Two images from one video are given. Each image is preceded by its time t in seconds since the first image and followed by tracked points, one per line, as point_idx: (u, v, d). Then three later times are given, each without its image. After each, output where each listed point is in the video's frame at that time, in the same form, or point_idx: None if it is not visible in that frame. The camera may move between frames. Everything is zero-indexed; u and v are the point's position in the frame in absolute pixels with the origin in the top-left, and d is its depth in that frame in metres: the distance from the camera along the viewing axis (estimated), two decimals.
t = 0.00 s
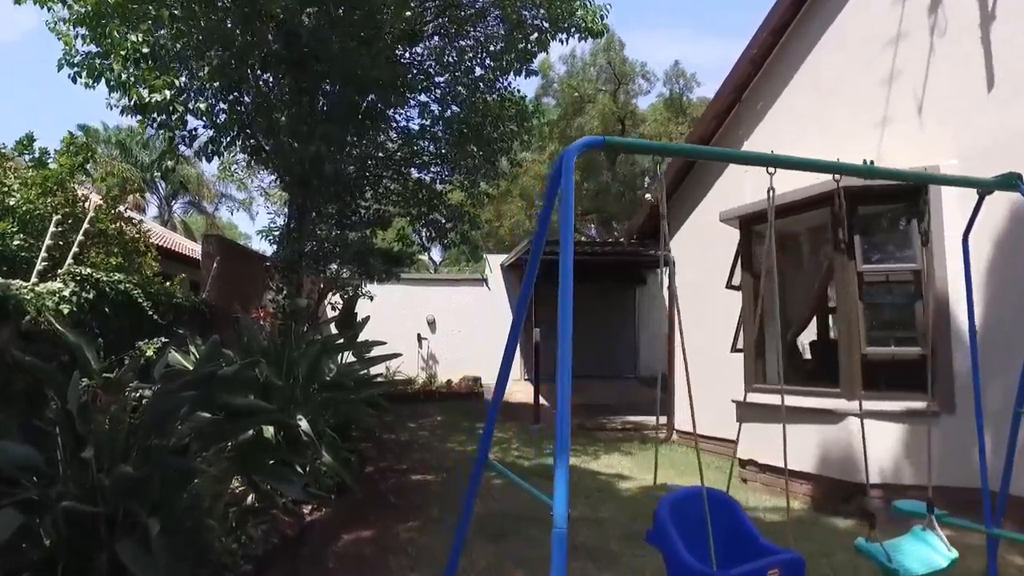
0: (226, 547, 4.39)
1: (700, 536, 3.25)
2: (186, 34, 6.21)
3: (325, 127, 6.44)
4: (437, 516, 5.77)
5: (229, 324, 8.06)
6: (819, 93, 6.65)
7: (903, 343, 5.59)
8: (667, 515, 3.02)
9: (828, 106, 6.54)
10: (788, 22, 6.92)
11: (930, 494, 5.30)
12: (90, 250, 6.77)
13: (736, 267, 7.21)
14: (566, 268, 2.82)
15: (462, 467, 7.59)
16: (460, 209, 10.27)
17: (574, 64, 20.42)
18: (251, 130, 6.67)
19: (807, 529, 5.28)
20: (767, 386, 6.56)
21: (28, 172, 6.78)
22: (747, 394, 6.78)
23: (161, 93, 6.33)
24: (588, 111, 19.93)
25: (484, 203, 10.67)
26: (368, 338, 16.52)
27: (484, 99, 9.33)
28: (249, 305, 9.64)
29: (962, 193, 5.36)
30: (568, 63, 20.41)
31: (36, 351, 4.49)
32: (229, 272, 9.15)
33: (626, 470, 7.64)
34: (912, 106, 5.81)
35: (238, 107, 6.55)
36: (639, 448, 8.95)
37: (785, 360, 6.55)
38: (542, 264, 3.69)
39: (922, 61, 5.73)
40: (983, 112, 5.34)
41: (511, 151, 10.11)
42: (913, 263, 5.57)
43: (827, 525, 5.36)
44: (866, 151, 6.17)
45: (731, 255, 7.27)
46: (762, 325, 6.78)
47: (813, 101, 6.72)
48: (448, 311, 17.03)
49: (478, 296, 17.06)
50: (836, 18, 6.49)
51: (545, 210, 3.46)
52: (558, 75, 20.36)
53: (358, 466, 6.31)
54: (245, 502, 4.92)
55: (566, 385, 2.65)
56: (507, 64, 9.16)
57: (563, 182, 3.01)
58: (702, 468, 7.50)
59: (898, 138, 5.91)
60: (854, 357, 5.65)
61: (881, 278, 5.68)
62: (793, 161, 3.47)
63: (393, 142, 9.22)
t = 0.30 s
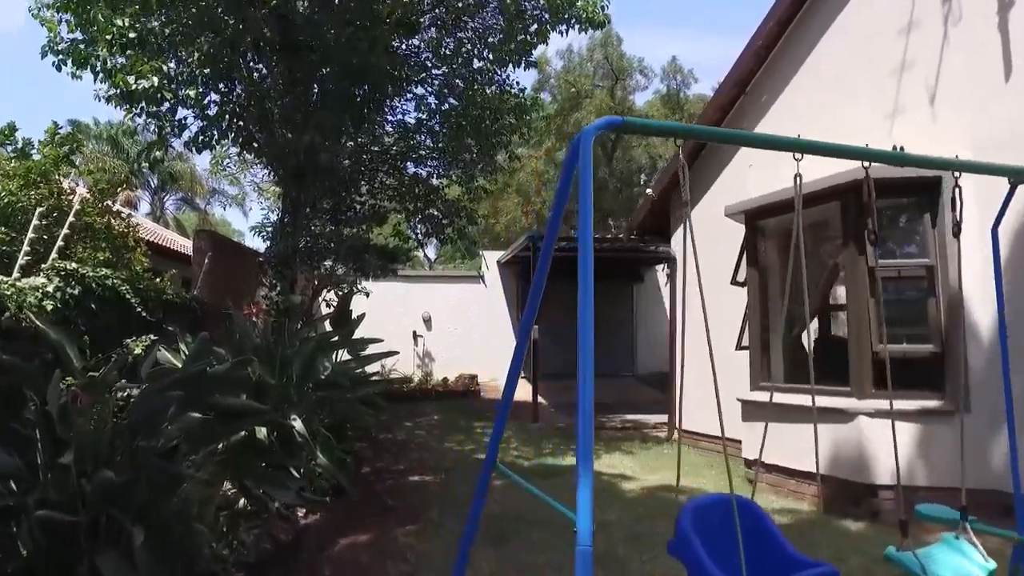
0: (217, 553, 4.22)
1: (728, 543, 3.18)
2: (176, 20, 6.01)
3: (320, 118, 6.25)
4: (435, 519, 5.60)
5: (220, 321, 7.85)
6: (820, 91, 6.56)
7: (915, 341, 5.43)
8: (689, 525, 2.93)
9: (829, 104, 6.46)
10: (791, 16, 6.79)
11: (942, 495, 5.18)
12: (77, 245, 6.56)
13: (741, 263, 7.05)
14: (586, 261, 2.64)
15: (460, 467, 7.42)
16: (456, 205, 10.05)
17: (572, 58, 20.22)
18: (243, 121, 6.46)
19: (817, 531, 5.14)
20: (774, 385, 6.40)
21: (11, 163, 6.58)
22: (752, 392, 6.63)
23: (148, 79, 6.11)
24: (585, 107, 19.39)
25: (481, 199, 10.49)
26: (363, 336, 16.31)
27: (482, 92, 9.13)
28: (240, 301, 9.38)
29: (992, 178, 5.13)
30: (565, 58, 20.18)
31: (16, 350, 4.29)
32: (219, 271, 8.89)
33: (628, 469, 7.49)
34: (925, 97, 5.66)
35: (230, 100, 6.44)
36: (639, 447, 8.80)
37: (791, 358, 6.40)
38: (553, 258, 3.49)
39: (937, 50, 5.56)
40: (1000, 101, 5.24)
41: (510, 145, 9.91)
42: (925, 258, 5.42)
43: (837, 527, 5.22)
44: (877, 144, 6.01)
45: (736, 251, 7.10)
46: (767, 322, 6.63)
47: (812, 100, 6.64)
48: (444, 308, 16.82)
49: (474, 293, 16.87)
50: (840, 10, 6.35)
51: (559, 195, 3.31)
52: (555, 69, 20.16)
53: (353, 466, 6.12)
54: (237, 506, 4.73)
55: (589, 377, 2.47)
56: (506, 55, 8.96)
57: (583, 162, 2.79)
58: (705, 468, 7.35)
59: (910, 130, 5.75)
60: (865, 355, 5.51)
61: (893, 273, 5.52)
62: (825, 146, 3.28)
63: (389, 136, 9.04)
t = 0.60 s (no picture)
0: (206, 565, 4.02)
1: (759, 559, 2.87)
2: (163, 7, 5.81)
3: (312, 111, 6.00)
4: (434, 525, 5.43)
5: (211, 321, 7.64)
6: (822, 89, 6.40)
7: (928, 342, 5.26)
8: (716, 543, 2.65)
9: (831, 103, 6.30)
10: (794, 14, 6.64)
11: (957, 500, 5.02)
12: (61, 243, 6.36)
13: (747, 261, 6.88)
14: (610, 247, 2.45)
15: (459, 470, 7.25)
16: (453, 201, 9.82)
17: (569, 55, 20.14)
18: (236, 113, 6.29)
19: (829, 538, 4.99)
20: (781, 387, 6.26)
21: None
22: (758, 394, 6.48)
23: (133, 68, 5.99)
24: (582, 103, 19.17)
25: (478, 196, 10.27)
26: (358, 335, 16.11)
27: (480, 86, 8.93)
28: (235, 303, 9.16)
29: (1015, 169, 4.97)
30: (561, 55, 20.11)
31: None
32: (210, 271, 8.65)
33: (631, 472, 7.33)
34: (939, 90, 5.49)
35: (221, 93, 6.31)
36: (641, 448, 8.65)
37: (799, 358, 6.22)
38: (568, 255, 3.27)
39: (951, 41, 5.42)
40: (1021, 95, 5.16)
41: (508, 141, 9.69)
42: (939, 257, 5.26)
43: (847, 534, 5.08)
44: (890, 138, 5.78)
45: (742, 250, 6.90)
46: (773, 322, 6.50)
47: (815, 98, 6.48)
48: (439, 308, 16.62)
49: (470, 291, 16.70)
50: (845, 6, 6.18)
51: (573, 190, 3.12)
52: (551, 66, 20.04)
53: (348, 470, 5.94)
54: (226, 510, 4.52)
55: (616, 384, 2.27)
56: (507, 46, 8.77)
57: (603, 147, 2.63)
58: (708, 470, 7.21)
59: (923, 123, 5.59)
60: (876, 356, 5.35)
61: (905, 269, 5.35)
62: (857, 135, 3.11)
63: (384, 133, 8.74)
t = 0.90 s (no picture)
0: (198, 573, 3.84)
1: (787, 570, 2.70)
2: None
3: (310, 105, 5.86)
4: (433, 529, 5.27)
5: (205, 319, 7.46)
6: (830, 83, 6.27)
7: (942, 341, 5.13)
8: (744, 552, 2.50)
9: (840, 97, 6.17)
10: (798, 11, 6.50)
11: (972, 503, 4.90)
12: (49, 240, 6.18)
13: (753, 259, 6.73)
14: (638, 239, 2.34)
15: (459, 472, 7.09)
16: (450, 199, 9.63)
17: (568, 52, 20.00)
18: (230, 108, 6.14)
19: (841, 542, 4.85)
20: (789, 387, 6.12)
21: None
22: (765, 393, 6.34)
23: (122, 57, 5.81)
24: (581, 100, 19.06)
25: (477, 193, 10.10)
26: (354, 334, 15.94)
27: (480, 81, 8.79)
28: (224, 300, 8.95)
29: None
30: (560, 52, 19.98)
31: None
32: (203, 268, 8.45)
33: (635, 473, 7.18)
34: (952, 84, 5.37)
35: (214, 85, 6.17)
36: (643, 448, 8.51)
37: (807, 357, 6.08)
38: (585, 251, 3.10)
39: (964, 33, 5.30)
40: None
41: (507, 137, 9.55)
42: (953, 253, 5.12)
43: (859, 537, 4.95)
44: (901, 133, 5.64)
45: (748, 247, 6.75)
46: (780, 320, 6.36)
47: (823, 92, 6.36)
48: (437, 307, 16.44)
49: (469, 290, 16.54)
50: None
51: (592, 178, 3.01)
52: (550, 63, 19.90)
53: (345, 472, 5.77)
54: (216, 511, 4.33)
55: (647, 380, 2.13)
56: (507, 40, 8.62)
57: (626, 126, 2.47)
58: (713, 472, 7.07)
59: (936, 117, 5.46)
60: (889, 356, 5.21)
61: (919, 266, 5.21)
62: (879, 120, 3.07)
63: (382, 129, 8.53)
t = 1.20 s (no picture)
0: None
1: None
2: None
3: (310, 97, 5.73)
4: (436, 535, 5.10)
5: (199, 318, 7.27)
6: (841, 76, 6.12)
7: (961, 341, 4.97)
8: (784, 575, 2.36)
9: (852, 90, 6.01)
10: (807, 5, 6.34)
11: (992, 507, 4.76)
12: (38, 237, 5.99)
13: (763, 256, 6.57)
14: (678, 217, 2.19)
15: (460, 475, 6.92)
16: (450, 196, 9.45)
17: (567, 49, 19.80)
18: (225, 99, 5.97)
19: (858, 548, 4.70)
20: (801, 389, 5.96)
21: None
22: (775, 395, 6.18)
23: (114, 44, 5.58)
24: (581, 98, 18.87)
25: (476, 190, 9.91)
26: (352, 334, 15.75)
27: (480, 76, 8.62)
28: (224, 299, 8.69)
29: None
30: (559, 49, 19.75)
31: None
32: (200, 265, 8.30)
33: (641, 476, 7.03)
34: (969, 76, 5.23)
35: (209, 79, 6.02)
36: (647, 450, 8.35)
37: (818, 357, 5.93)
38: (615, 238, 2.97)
39: (982, 24, 5.15)
40: None
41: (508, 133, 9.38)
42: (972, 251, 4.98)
43: (877, 543, 4.80)
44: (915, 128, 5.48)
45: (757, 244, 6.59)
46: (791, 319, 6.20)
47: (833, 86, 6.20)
48: (436, 306, 16.26)
49: (467, 289, 16.37)
50: None
51: (624, 161, 2.94)
52: (549, 60, 19.70)
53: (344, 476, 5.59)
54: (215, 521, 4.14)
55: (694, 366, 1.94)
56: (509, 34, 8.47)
57: (663, 119, 2.34)
58: (721, 474, 6.91)
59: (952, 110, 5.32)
60: (905, 357, 5.07)
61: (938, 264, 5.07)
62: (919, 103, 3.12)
63: (380, 125, 8.36)
